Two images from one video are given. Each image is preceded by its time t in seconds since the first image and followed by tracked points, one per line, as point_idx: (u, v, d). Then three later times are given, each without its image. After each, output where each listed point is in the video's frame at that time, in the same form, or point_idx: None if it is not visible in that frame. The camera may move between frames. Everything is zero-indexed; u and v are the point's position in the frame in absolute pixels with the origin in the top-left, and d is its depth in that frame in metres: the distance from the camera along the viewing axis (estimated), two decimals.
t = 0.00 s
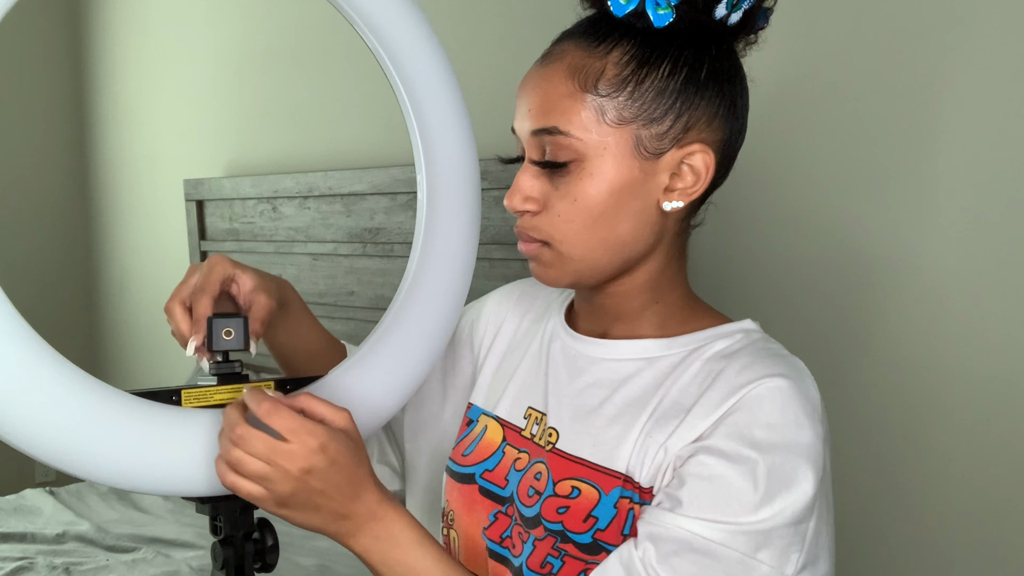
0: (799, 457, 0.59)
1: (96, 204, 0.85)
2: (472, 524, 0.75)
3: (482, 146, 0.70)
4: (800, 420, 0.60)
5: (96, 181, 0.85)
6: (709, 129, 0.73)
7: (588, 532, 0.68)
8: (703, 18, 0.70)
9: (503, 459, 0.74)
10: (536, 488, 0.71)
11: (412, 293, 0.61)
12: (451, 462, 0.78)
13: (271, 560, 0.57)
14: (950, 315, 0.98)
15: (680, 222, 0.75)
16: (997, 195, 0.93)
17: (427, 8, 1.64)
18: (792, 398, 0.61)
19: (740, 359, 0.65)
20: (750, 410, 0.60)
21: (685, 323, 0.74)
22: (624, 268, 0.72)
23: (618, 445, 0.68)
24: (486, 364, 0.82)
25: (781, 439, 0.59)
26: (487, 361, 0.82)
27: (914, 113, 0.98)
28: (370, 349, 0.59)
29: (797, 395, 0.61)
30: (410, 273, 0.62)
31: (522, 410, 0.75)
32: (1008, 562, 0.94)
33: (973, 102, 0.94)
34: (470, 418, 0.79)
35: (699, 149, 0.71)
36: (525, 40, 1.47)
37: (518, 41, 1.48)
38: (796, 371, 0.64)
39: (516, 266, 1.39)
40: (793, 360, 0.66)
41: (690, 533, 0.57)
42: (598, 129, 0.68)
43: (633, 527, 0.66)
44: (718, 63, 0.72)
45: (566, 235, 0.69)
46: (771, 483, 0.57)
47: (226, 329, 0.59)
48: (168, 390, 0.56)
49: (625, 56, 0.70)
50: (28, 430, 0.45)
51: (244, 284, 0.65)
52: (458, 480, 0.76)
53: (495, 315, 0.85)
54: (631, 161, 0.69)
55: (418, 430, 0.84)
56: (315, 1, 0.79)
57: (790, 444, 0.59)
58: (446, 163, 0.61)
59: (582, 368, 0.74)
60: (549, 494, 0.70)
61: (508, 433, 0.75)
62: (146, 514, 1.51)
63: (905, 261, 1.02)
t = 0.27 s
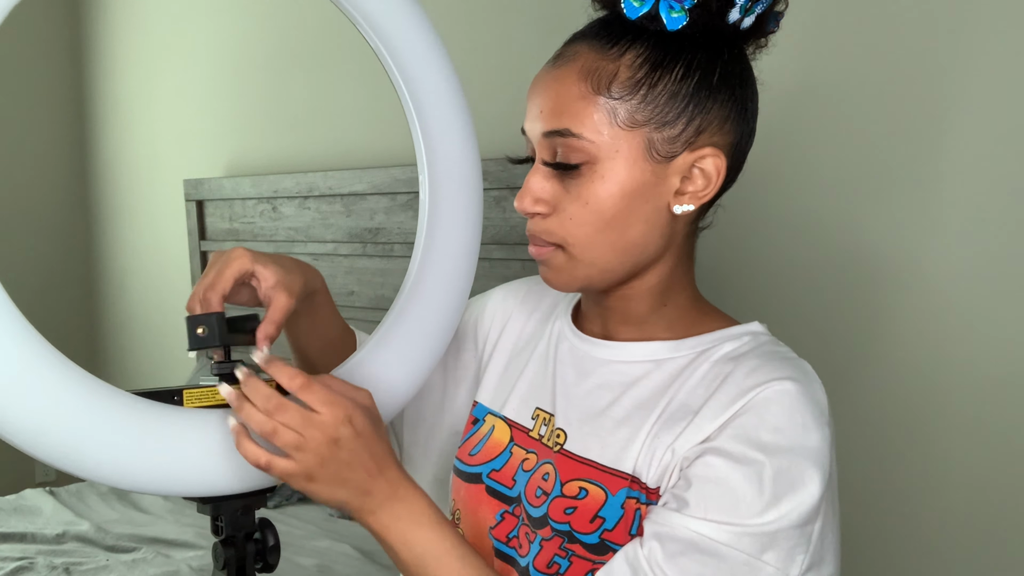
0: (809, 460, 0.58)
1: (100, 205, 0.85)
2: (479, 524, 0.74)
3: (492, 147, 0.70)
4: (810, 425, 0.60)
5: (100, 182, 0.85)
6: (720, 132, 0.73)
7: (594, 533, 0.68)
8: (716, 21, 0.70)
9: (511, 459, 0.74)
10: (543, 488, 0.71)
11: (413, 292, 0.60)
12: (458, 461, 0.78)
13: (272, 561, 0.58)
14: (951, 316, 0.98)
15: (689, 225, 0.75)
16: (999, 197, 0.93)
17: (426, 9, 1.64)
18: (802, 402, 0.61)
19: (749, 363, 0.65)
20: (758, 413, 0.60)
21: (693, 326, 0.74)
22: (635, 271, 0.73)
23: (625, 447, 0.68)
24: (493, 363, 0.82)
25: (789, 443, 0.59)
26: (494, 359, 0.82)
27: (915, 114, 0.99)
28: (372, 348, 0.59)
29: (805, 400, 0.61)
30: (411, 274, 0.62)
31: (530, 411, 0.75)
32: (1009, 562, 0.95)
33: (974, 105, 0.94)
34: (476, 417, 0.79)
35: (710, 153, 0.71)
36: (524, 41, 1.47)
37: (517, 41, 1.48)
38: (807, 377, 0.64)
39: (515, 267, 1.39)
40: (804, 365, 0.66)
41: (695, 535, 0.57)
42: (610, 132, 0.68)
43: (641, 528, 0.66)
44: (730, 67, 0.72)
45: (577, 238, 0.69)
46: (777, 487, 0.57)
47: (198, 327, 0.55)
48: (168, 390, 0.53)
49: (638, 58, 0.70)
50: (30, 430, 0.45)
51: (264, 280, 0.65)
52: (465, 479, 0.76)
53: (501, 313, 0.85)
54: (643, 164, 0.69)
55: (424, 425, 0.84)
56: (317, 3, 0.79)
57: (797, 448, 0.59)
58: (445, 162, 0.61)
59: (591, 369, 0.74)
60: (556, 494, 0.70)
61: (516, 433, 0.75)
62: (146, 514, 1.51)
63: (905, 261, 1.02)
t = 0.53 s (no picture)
0: (802, 464, 0.59)
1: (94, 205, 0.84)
2: (486, 522, 0.75)
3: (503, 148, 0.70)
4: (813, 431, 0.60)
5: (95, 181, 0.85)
6: (733, 132, 0.73)
7: (593, 530, 0.68)
8: (729, 20, 0.70)
9: (518, 458, 0.74)
10: (547, 487, 0.71)
11: (415, 290, 0.60)
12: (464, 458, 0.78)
13: (273, 561, 0.58)
14: (949, 315, 0.98)
15: (702, 225, 0.75)
16: (996, 196, 0.92)
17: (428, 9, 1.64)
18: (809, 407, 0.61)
19: (760, 367, 0.65)
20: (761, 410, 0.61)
21: (705, 328, 0.74)
22: (648, 273, 0.73)
23: (630, 448, 0.68)
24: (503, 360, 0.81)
25: (788, 444, 0.59)
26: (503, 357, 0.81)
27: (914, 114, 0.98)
28: (377, 348, 0.59)
29: (812, 408, 0.61)
30: (412, 273, 0.62)
31: (538, 410, 0.75)
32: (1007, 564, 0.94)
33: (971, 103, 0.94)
34: (485, 415, 0.78)
35: (724, 152, 0.71)
36: (524, 41, 1.47)
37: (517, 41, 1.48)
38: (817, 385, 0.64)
39: (515, 266, 1.39)
40: (814, 373, 0.66)
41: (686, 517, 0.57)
42: (623, 132, 0.68)
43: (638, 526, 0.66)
44: (742, 66, 0.72)
45: (592, 239, 0.69)
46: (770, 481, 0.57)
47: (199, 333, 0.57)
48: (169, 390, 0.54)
49: (650, 58, 0.70)
50: (29, 430, 0.45)
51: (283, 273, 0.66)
52: (472, 478, 0.77)
53: (513, 309, 0.85)
54: (657, 164, 0.69)
55: (434, 424, 0.84)
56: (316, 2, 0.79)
57: (795, 450, 0.59)
58: (446, 161, 0.61)
59: (598, 369, 0.74)
60: (558, 493, 0.70)
61: (523, 432, 0.75)
62: (146, 513, 1.51)
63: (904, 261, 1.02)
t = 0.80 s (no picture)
0: (797, 469, 0.59)
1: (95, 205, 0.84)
2: (485, 522, 0.76)
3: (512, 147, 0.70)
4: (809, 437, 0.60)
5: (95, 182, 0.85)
6: (746, 137, 0.73)
7: (588, 532, 0.68)
8: (745, 24, 0.70)
9: (519, 459, 0.74)
10: (544, 488, 0.71)
11: (412, 295, 0.61)
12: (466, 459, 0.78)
13: (272, 561, 0.57)
14: (949, 317, 0.98)
15: (709, 229, 0.76)
16: (997, 197, 0.93)
17: (429, 9, 1.64)
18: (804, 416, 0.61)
19: (760, 370, 0.65)
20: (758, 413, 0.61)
21: (706, 331, 0.74)
22: (652, 276, 0.73)
23: (625, 451, 0.67)
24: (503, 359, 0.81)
25: (783, 449, 0.59)
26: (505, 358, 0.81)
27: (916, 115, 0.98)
28: (376, 348, 0.59)
29: (808, 413, 0.61)
30: (410, 273, 0.62)
31: (539, 411, 0.75)
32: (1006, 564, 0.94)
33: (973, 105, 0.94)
34: (485, 414, 0.79)
35: (736, 158, 0.71)
36: (525, 41, 1.47)
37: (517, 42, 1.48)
38: (816, 391, 0.64)
39: (516, 267, 1.40)
40: (811, 379, 0.66)
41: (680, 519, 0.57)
42: (635, 135, 0.68)
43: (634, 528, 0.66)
44: (757, 71, 0.72)
45: (600, 240, 0.69)
46: (764, 487, 0.57)
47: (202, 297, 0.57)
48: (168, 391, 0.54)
49: (665, 60, 0.69)
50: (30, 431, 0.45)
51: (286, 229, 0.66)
52: (473, 478, 0.77)
53: (515, 308, 0.85)
54: (669, 168, 0.69)
55: (433, 423, 0.84)
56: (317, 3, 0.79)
57: (790, 456, 0.59)
58: (447, 162, 0.61)
59: (598, 371, 0.74)
60: (554, 494, 0.70)
61: (523, 433, 0.75)
62: (146, 513, 1.52)
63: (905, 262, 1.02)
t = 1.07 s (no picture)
0: (804, 484, 0.58)
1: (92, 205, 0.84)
2: (486, 523, 0.75)
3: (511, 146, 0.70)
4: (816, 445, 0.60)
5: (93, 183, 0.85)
6: (745, 139, 0.73)
7: (596, 537, 0.68)
8: (747, 26, 0.70)
9: (520, 460, 0.74)
10: (549, 491, 0.71)
11: (411, 295, 0.60)
12: (468, 459, 0.78)
13: (271, 560, 0.58)
14: (950, 318, 0.98)
15: (708, 231, 0.76)
16: (998, 199, 0.92)
17: (429, 10, 1.65)
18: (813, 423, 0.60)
19: (763, 375, 0.65)
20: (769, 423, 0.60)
21: (707, 333, 0.74)
22: (649, 277, 0.73)
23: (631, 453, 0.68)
24: (503, 357, 0.81)
25: (792, 462, 0.58)
26: (502, 357, 0.81)
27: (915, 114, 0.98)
28: (375, 349, 0.58)
29: (817, 420, 0.60)
30: (409, 270, 0.62)
31: (540, 412, 0.75)
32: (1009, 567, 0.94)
33: (972, 105, 0.94)
34: (484, 412, 0.79)
35: (736, 160, 0.72)
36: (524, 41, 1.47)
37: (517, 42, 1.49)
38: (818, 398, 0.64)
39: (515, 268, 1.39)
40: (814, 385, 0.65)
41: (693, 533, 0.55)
42: (636, 136, 0.68)
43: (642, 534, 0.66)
44: (757, 73, 0.72)
45: (595, 241, 0.69)
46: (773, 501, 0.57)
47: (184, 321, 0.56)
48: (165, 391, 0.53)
49: (667, 62, 0.69)
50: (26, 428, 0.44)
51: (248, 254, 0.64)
52: (473, 478, 0.77)
53: (513, 306, 0.85)
54: (668, 170, 0.69)
55: (426, 413, 0.84)
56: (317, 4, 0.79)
57: (797, 467, 0.58)
58: (445, 162, 0.61)
59: (603, 373, 0.74)
60: (560, 498, 0.70)
61: (525, 434, 0.75)
62: (146, 513, 1.52)
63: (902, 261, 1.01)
